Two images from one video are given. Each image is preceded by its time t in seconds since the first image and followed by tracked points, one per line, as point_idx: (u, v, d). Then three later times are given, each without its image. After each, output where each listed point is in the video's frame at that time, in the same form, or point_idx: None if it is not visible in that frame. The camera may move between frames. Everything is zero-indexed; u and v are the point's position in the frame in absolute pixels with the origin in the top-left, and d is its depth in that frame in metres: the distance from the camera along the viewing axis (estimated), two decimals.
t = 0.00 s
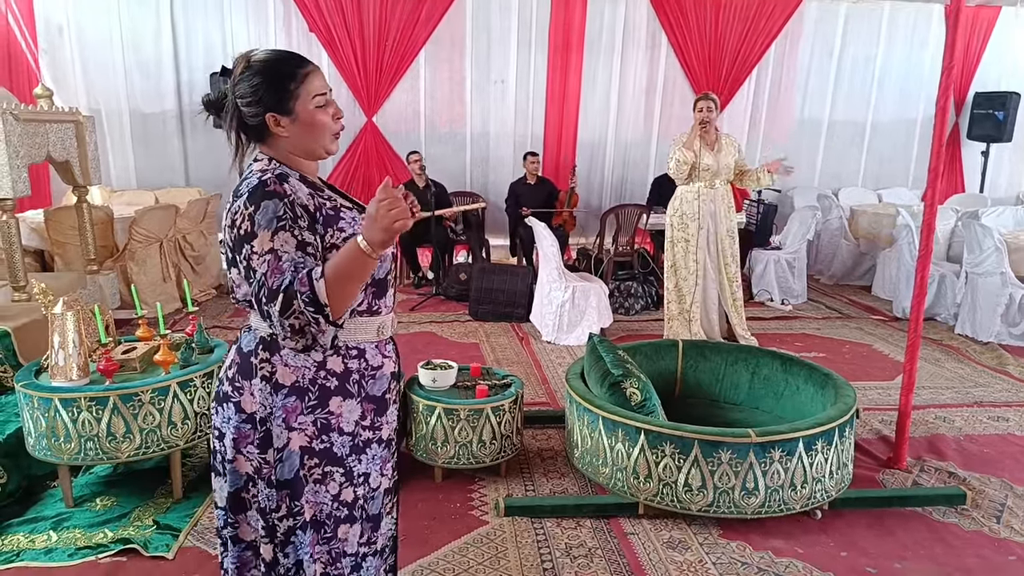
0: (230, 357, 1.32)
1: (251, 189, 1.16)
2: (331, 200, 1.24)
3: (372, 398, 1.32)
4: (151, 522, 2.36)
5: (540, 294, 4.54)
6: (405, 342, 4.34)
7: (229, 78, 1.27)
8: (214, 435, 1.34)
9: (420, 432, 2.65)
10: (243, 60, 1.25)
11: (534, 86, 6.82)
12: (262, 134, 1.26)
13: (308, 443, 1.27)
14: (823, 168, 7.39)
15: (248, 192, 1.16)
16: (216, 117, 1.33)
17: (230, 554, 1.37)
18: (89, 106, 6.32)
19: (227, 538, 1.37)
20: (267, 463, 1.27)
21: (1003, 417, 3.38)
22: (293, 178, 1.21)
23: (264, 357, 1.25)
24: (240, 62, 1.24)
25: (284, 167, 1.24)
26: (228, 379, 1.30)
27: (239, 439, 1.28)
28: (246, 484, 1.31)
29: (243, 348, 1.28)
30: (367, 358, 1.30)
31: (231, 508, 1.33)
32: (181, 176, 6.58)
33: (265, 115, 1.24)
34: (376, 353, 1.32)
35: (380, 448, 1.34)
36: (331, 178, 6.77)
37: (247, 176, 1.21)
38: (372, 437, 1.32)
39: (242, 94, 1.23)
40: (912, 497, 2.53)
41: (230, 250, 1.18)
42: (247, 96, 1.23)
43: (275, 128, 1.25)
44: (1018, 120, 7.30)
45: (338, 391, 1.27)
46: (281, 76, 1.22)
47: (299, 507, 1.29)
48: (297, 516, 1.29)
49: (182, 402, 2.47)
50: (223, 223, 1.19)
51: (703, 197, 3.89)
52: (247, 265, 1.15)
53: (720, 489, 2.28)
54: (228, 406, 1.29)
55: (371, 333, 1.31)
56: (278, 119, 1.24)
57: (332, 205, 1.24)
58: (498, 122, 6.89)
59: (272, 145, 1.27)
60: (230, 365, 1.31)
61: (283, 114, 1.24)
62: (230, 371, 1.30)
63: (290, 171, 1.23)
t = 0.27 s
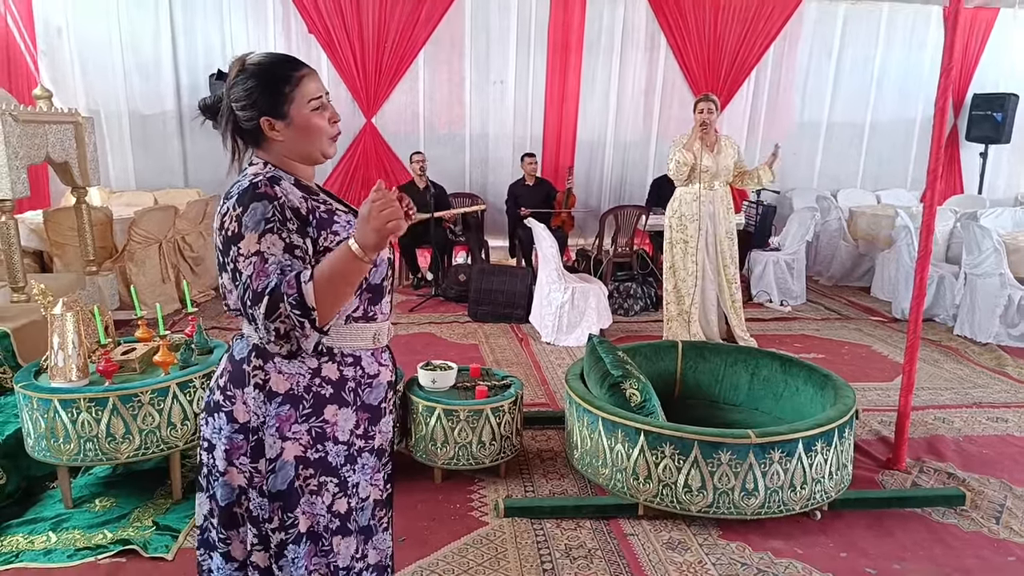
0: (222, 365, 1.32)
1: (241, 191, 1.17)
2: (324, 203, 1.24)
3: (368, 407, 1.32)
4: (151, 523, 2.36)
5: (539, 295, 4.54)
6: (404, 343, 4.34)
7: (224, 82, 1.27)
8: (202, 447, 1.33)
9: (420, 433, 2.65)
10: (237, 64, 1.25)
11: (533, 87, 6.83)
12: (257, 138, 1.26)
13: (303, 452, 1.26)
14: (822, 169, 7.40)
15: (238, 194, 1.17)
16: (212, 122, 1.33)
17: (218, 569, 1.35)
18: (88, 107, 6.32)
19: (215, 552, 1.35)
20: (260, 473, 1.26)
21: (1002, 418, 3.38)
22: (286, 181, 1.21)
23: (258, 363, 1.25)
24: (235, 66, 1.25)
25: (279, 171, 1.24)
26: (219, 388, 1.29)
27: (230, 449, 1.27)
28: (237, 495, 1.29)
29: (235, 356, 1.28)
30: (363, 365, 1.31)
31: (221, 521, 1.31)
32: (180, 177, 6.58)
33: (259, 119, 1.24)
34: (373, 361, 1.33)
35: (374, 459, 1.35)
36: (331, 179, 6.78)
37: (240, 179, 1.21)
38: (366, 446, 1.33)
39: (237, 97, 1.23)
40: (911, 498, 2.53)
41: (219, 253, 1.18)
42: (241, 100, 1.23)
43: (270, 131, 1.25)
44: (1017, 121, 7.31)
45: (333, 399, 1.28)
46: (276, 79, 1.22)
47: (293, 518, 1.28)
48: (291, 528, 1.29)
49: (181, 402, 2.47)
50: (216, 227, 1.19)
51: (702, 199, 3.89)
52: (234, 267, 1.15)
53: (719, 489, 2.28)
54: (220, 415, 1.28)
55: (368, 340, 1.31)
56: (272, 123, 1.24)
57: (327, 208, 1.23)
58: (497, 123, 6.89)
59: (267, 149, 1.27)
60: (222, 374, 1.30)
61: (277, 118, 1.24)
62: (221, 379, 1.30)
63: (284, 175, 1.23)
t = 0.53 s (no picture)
0: (222, 366, 1.33)
1: (241, 188, 1.17)
2: (323, 202, 1.25)
3: (368, 409, 1.32)
4: (153, 522, 2.37)
5: (541, 294, 4.54)
6: (405, 342, 4.35)
7: (220, 80, 1.28)
8: (202, 447, 1.34)
9: (421, 433, 2.65)
10: (233, 60, 1.26)
11: (535, 86, 6.83)
12: (254, 134, 1.27)
13: (300, 455, 1.27)
14: (823, 169, 7.40)
15: (238, 191, 1.17)
16: (211, 121, 1.34)
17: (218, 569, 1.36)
18: (91, 106, 6.33)
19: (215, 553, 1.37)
20: (257, 475, 1.27)
21: (1004, 418, 3.38)
22: (285, 178, 1.22)
23: (255, 366, 1.26)
24: (231, 62, 1.25)
25: (277, 168, 1.25)
26: (218, 389, 1.30)
27: (228, 451, 1.28)
28: (235, 498, 1.30)
29: (235, 357, 1.29)
30: (363, 368, 1.31)
31: (219, 522, 1.32)
32: (182, 177, 6.59)
33: (256, 114, 1.24)
34: (373, 363, 1.32)
35: (376, 461, 1.34)
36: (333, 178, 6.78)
37: (239, 177, 1.22)
38: (367, 448, 1.33)
39: (233, 93, 1.24)
40: (913, 498, 2.53)
41: (221, 253, 1.19)
42: (236, 96, 1.23)
43: (267, 127, 1.25)
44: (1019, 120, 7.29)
45: (330, 402, 1.28)
46: (271, 73, 1.23)
47: (289, 521, 1.29)
48: (287, 531, 1.29)
49: (183, 402, 2.47)
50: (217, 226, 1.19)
51: (704, 199, 3.89)
52: (238, 264, 1.15)
53: (721, 489, 2.28)
54: (219, 416, 1.29)
55: (370, 341, 1.30)
56: (269, 118, 1.25)
57: (325, 207, 1.24)
58: (499, 123, 6.89)
59: (265, 145, 1.27)
60: (221, 375, 1.31)
61: (273, 112, 1.24)
62: (221, 380, 1.31)
63: (282, 172, 1.23)
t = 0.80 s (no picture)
0: (220, 358, 1.33)
1: (249, 183, 1.18)
2: (328, 198, 1.24)
3: (366, 399, 1.32)
4: (154, 517, 2.37)
5: (541, 289, 4.54)
6: (405, 338, 4.35)
7: (218, 78, 1.29)
8: (203, 437, 1.35)
9: (421, 428, 2.66)
10: (230, 57, 1.26)
11: (534, 81, 6.82)
12: (253, 131, 1.27)
13: (301, 444, 1.27)
14: (823, 164, 7.39)
15: (246, 186, 1.18)
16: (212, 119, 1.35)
17: (223, 557, 1.37)
18: (89, 102, 6.32)
19: (218, 543, 1.37)
20: (258, 465, 1.28)
21: (1003, 411, 3.38)
22: (292, 174, 1.22)
23: (255, 357, 1.26)
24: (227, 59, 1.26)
25: (282, 162, 1.25)
26: (217, 379, 1.30)
27: (229, 441, 1.28)
28: (236, 487, 1.30)
29: (233, 348, 1.30)
30: (360, 359, 1.31)
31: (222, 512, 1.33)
32: (182, 173, 6.58)
33: (253, 110, 1.25)
34: (369, 354, 1.33)
35: (376, 450, 1.35)
36: (332, 174, 6.78)
37: (244, 171, 1.22)
38: (367, 438, 1.33)
39: (230, 90, 1.24)
40: (913, 491, 2.53)
41: (225, 246, 1.20)
42: (233, 93, 1.24)
43: (264, 122, 1.26)
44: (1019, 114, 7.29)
45: (330, 392, 1.28)
46: (266, 68, 1.23)
47: (290, 511, 1.30)
48: (289, 520, 1.30)
49: (184, 397, 2.48)
50: (223, 220, 1.20)
51: (704, 193, 3.89)
52: (245, 259, 1.16)
53: (720, 483, 2.29)
54: (218, 407, 1.29)
55: (366, 334, 1.31)
56: (266, 113, 1.25)
57: (330, 204, 1.24)
58: (498, 118, 6.89)
59: (264, 141, 1.28)
60: (220, 366, 1.32)
61: (270, 108, 1.25)
62: (220, 371, 1.31)
63: (288, 167, 1.24)
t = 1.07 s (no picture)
0: (229, 346, 1.34)
1: (250, 188, 1.17)
2: (330, 198, 1.25)
3: (370, 387, 1.34)
4: (152, 515, 2.37)
5: (540, 288, 4.54)
6: (405, 336, 4.35)
7: (217, 76, 1.29)
8: (216, 423, 1.36)
9: (420, 426, 2.66)
10: (228, 55, 1.26)
11: (535, 80, 6.81)
12: (249, 129, 1.28)
13: (308, 431, 1.29)
14: (823, 162, 7.38)
15: (248, 190, 1.17)
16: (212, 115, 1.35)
17: (228, 542, 1.38)
18: (89, 100, 6.31)
19: (225, 527, 1.38)
20: (266, 451, 1.29)
21: (1002, 410, 3.38)
22: (294, 178, 1.22)
23: (263, 347, 1.26)
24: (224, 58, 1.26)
25: (284, 162, 1.25)
26: (228, 367, 1.31)
27: (239, 427, 1.29)
28: (246, 472, 1.32)
29: (242, 338, 1.30)
30: (363, 349, 1.33)
31: (230, 496, 1.34)
32: (182, 171, 6.58)
33: (250, 111, 1.25)
34: (372, 344, 1.35)
35: (380, 438, 1.38)
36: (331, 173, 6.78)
37: (248, 171, 1.22)
38: (372, 425, 1.35)
39: (227, 90, 1.25)
40: (911, 490, 2.53)
41: (227, 248, 1.20)
42: (230, 92, 1.25)
43: (261, 122, 1.26)
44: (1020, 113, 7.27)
45: (334, 380, 1.30)
46: (262, 69, 1.23)
47: (296, 496, 1.31)
48: (294, 505, 1.31)
49: (182, 395, 2.48)
50: (224, 220, 1.20)
51: (708, 191, 3.88)
52: (240, 264, 1.17)
53: (719, 481, 2.29)
54: (229, 394, 1.30)
55: (369, 325, 1.34)
56: (262, 114, 1.26)
57: (333, 204, 1.25)
58: (498, 116, 6.88)
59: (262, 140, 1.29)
60: (230, 354, 1.32)
61: (266, 109, 1.25)
62: (229, 359, 1.32)
63: (289, 168, 1.24)
